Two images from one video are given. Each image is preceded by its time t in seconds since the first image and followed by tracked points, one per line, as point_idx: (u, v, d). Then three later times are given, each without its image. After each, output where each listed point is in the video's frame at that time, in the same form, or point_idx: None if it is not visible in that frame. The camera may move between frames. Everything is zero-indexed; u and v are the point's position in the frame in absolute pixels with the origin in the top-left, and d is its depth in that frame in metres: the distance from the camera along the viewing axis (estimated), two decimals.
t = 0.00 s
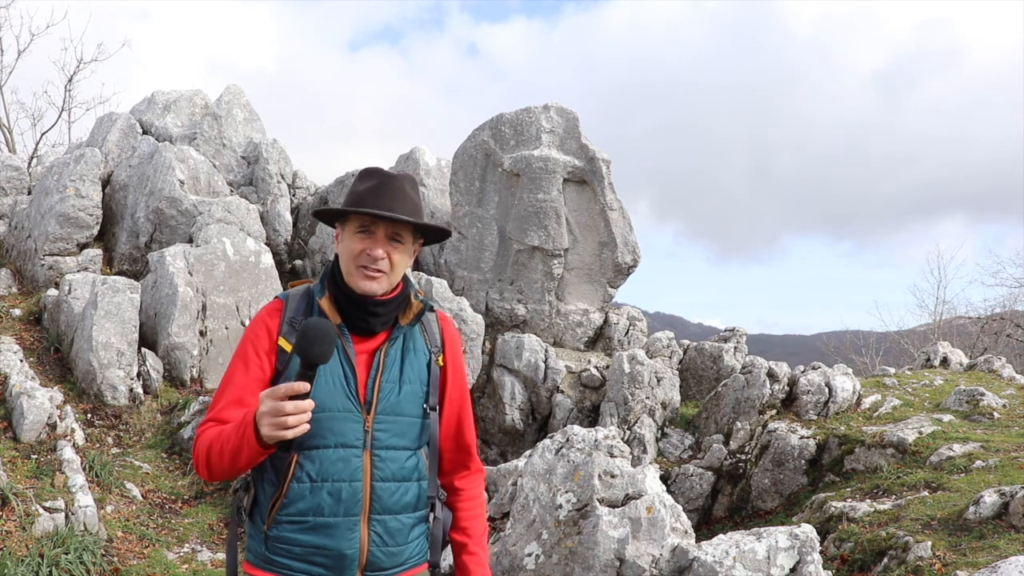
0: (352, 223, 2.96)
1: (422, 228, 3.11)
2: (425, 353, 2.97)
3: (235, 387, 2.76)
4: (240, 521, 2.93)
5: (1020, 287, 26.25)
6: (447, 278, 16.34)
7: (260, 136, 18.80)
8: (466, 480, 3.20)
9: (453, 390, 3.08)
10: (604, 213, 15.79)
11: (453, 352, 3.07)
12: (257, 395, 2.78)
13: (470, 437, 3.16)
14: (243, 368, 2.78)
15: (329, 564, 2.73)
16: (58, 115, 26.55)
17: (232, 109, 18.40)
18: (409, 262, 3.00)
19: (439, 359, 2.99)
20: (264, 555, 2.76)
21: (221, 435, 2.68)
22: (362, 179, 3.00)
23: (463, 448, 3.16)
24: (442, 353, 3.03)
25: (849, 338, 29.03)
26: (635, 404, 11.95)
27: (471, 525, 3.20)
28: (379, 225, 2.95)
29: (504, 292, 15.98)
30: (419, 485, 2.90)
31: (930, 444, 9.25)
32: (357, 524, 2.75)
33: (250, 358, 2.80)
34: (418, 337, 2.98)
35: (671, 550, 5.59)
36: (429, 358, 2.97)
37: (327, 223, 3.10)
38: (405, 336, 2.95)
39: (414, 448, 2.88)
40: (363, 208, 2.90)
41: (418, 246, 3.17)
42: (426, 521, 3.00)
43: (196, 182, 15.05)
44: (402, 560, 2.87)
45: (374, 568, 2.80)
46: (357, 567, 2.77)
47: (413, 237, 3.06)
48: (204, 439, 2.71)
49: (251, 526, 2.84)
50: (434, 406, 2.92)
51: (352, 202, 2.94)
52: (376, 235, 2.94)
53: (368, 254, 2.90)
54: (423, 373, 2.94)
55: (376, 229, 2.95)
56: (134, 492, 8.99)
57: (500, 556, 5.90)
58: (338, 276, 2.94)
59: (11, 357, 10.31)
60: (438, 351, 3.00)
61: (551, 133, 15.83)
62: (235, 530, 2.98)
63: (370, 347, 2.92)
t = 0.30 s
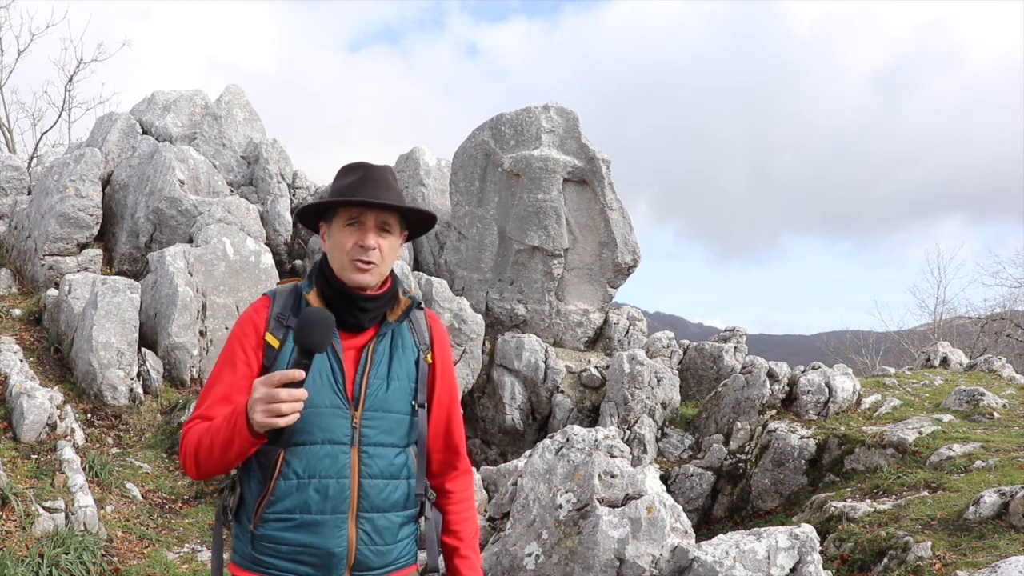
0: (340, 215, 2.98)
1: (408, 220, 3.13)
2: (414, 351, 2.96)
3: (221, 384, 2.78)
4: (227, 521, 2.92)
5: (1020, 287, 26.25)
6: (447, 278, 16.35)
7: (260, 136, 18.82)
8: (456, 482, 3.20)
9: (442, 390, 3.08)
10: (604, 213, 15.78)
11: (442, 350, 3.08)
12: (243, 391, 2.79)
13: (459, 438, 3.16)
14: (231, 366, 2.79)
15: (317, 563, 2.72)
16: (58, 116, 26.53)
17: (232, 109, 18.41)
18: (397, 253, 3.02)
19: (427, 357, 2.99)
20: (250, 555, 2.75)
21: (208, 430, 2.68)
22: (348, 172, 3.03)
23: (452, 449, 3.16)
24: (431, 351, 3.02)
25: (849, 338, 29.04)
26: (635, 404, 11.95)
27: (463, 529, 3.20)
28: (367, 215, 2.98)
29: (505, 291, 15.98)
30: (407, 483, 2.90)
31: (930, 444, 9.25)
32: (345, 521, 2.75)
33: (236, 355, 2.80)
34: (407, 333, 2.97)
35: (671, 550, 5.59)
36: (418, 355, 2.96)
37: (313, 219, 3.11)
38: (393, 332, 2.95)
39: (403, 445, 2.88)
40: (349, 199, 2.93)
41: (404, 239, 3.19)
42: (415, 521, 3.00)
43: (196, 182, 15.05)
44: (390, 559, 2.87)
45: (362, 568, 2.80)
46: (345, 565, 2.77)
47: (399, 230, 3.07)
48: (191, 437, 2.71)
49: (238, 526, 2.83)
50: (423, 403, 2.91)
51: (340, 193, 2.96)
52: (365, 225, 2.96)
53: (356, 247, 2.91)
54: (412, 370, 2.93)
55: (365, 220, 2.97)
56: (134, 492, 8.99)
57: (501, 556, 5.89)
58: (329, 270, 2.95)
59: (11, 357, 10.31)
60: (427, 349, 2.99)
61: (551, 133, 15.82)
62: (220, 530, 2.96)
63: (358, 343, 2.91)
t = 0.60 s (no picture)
0: (323, 216, 2.97)
1: (393, 219, 3.12)
2: (402, 350, 2.92)
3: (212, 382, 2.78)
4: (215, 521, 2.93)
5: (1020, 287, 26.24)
6: (447, 278, 16.36)
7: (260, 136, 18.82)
8: (447, 483, 3.17)
9: (432, 389, 3.04)
10: (604, 213, 15.78)
11: (432, 350, 3.05)
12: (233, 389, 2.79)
13: (449, 437, 3.13)
14: (219, 363, 2.80)
15: (304, 564, 2.71)
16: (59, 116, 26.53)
17: (231, 109, 18.41)
18: (382, 253, 3.02)
19: (416, 356, 2.95)
20: (239, 555, 2.76)
21: (202, 425, 2.67)
22: (331, 173, 3.02)
23: (442, 448, 3.13)
24: (421, 351, 2.99)
25: (849, 338, 29.04)
26: (635, 404, 11.95)
27: (452, 531, 3.18)
28: (350, 216, 2.97)
29: (505, 292, 15.98)
30: (396, 484, 2.85)
31: (930, 444, 9.25)
32: (331, 522, 2.72)
33: (226, 354, 2.81)
34: (395, 333, 2.94)
35: (671, 550, 5.59)
36: (406, 355, 2.92)
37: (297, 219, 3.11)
38: (380, 332, 2.93)
39: (391, 446, 2.84)
40: (332, 201, 2.92)
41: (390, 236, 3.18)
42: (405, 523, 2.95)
43: (196, 182, 15.05)
44: (378, 561, 2.83)
45: (349, 569, 2.77)
46: (332, 566, 2.74)
47: (384, 228, 3.07)
48: (185, 435, 2.69)
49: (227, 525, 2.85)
50: (410, 403, 2.86)
51: (322, 195, 2.96)
52: (348, 227, 2.96)
53: (340, 248, 2.92)
54: (400, 370, 2.90)
55: (348, 220, 2.97)
56: (134, 492, 8.99)
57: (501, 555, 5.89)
58: (314, 271, 2.96)
59: (11, 357, 10.31)
60: (416, 348, 2.96)
61: (551, 133, 15.82)
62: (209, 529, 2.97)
63: (344, 343, 2.89)
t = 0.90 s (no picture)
0: (330, 215, 3.00)
1: (400, 215, 3.13)
2: (413, 349, 2.90)
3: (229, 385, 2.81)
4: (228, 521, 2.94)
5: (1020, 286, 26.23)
6: (447, 278, 16.36)
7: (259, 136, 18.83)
8: (462, 486, 3.12)
9: (446, 390, 3.00)
10: (604, 213, 15.78)
11: (445, 350, 3.00)
12: (248, 390, 2.82)
13: (464, 440, 3.07)
14: (234, 365, 2.82)
15: (311, 560, 2.70)
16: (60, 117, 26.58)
17: (231, 109, 18.43)
18: (391, 250, 3.02)
19: (428, 355, 2.92)
20: (250, 551, 2.79)
21: (219, 430, 2.70)
22: (337, 174, 3.05)
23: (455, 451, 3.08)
24: (433, 350, 2.96)
25: (849, 338, 29.04)
26: (635, 404, 11.95)
27: (467, 535, 3.14)
28: (356, 214, 2.99)
29: (505, 292, 15.98)
30: (406, 482, 2.82)
31: (930, 444, 9.26)
32: (338, 518, 2.71)
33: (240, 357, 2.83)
34: (406, 330, 2.92)
35: (671, 550, 5.59)
36: (417, 353, 2.89)
37: (305, 223, 3.13)
38: (390, 330, 2.92)
39: (401, 444, 2.80)
40: (337, 199, 2.94)
41: (398, 234, 3.19)
42: (417, 524, 2.91)
43: (196, 182, 15.05)
44: (388, 560, 2.79)
45: (357, 567, 2.74)
46: (341, 564, 2.73)
47: (391, 225, 3.08)
48: (204, 439, 2.73)
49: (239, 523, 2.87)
50: (420, 401, 2.83)
51: (328, 195, 2.98)
52: (355, 224, 2.97)
53: (347, 245, 2.93)
54: (410, 368, 2.86)
55: (355, 218, 2.98)
56: (134, 491, 8.99)
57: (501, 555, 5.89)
58: (322, 270, 2.98)
59: (11, 357, 10.32)
60: (428, 348, 2.93)
61: (551, 133, 15.82)
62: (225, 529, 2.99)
63: (353, 341, 2.91)
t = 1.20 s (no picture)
0: (353, 223, 3.04)
1: (422, 220, 3.15)
2: (435, 352, 2.92)
3: (257, 394, 2.94)
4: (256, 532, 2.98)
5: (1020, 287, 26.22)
6: (447, 278, 16.36)
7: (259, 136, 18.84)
8: (488, 490, 3.07)
9: (470, 393, 2.99)
10: (604, 213, 15.77)
11: (469, 354, 3.01)
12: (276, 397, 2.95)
13: (489, 443, 3.04)
14: (262, 374, 2.95)
15: (332, 559, 2.72)
16: (59, 116, 26.55)
17: (231, 109, 18.43)
18: (413, 255, 3.05)
19: (450, 358, 2.93)
20: (275, 550, 2.84)
21: (250, 438, 2.87)
22: (359, 183, 3.10)
23: (481, 454, 3.05)
24: (456, 354, 2.97)
25: (849, 338, 29.04)
26: (635, 404, 11.93)
27: (494, 540, 3.06)
28: (379, 220, 3.03)
29: (505, 292, 15.98)
30: (427, 483, 2.81)
31: (930, 444, 9.26)
32: (359, 517, 2.73)
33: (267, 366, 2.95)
34: (428, 334, 2.95)
35: (671, 550, 5.59)
36: (439, 356, 2.92)
37: (330, 232, 3.18)
38: (412, 333, 2.95)
39: (423, 445, 2.81)
40: (360, 207, 2.99)
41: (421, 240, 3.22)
42: (441, 526, 2.88)
43: (196, 182, 15.05)
44: (409, 560, 2.77)
45: (378, 567, 2.73)
46: (361, 564, 2.73)
47: (413, 230, 3.10)
48: (234, 446, 2.91)
49: (267, 525, 2.93)
50: (441, 402, 2.84)
51: (352, 203, 3.03)
52: (378, 230, 3.01)
53: (371, 251, 2.96)
54: (431, 370, 2.89)
55: (377, 224, 3.02)
56: (134, 491, 8.99)
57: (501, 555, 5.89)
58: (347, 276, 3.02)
59: (12, 357, 10.32)
60: (450, 351, 2.94)
61: (551, 133, 15.82)
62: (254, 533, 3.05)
63: (375, 344, 2.94)
